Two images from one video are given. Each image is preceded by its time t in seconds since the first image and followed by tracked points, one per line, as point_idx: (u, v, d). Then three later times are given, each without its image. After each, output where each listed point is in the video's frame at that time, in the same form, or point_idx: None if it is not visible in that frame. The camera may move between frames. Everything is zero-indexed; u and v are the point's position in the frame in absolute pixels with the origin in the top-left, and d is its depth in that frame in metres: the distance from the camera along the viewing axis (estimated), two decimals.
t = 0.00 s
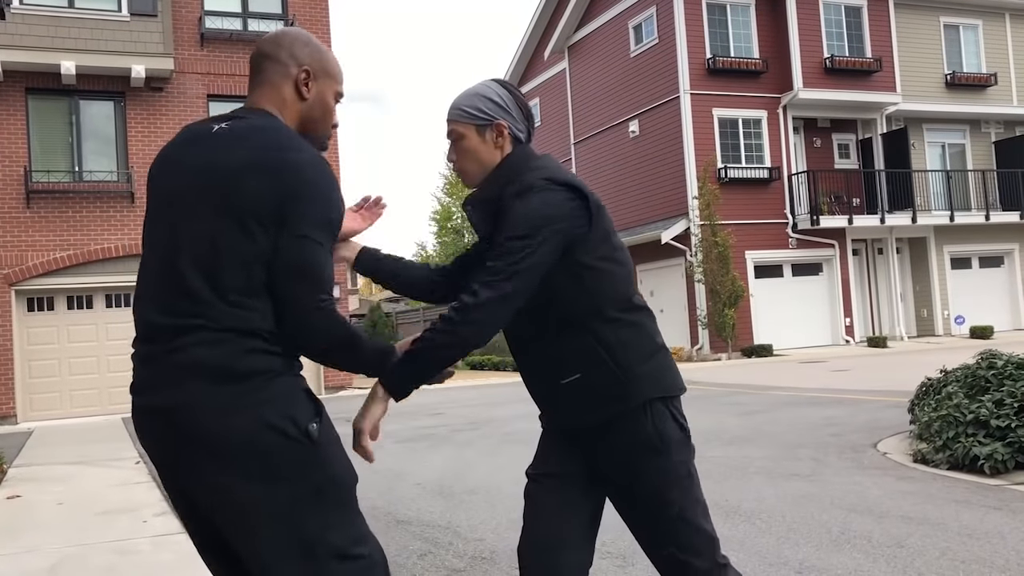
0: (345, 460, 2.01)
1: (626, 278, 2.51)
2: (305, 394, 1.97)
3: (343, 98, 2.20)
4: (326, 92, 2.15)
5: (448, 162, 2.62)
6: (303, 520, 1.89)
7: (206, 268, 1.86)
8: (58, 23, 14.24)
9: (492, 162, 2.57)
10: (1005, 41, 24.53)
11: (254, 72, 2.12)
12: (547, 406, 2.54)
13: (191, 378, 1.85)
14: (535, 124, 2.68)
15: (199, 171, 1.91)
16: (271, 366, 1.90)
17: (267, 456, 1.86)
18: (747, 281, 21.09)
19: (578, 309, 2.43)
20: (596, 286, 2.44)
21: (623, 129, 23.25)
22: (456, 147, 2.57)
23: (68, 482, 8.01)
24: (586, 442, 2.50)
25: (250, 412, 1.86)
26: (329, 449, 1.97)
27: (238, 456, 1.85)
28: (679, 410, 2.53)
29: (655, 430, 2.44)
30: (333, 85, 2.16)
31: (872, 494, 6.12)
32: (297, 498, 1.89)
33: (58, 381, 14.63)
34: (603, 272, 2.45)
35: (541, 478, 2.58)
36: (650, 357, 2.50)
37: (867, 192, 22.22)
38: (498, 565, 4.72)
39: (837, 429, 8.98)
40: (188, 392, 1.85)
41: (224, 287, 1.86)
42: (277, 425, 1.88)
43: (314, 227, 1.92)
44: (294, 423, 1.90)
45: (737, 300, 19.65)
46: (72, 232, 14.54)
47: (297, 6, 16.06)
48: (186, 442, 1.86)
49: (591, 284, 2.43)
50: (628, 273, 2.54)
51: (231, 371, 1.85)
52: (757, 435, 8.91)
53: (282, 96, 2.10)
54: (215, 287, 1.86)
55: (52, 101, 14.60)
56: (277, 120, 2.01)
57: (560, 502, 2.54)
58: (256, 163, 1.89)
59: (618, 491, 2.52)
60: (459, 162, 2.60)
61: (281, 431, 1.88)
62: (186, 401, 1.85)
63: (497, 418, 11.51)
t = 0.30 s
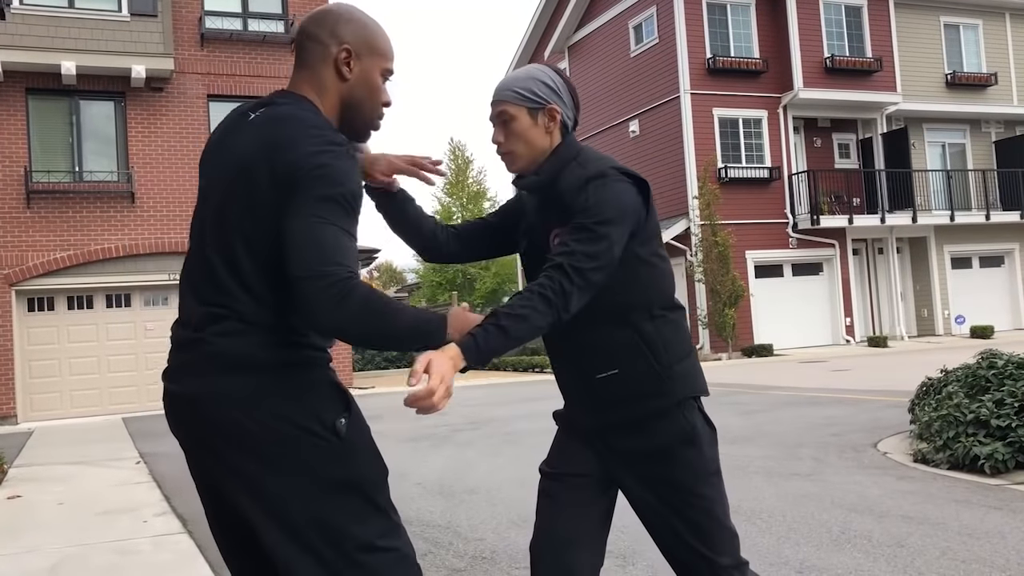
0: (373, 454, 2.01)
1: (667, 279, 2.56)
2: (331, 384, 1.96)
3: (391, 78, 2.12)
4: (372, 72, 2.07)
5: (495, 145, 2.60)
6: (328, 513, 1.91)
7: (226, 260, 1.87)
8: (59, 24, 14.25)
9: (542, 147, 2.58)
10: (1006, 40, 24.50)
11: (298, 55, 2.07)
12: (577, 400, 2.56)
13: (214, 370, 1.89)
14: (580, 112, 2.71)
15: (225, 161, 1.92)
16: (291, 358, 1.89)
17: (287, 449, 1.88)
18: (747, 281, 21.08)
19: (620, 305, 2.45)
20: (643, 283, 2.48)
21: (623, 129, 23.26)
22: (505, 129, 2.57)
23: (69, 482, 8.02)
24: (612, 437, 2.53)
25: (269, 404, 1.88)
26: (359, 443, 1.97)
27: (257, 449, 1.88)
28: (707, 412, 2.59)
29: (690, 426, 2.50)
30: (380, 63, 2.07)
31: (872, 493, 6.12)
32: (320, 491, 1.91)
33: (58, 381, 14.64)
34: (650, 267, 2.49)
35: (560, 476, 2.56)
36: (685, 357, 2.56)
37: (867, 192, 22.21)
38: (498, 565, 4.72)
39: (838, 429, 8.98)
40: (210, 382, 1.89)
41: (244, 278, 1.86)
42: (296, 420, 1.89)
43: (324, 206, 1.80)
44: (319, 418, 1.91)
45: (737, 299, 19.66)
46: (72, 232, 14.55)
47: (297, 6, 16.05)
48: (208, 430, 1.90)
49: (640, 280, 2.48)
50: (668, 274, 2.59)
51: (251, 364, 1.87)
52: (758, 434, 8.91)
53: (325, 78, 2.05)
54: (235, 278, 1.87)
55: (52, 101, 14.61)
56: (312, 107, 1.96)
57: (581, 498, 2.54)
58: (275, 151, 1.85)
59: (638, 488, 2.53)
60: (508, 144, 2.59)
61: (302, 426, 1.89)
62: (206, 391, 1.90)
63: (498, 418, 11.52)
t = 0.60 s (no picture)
0: (392, 452, 1.99)
1: (712, 283, 2.57)
2: (351, 379, 1.93)
3: (424, 54, 2.03)
4: (397, 48, 1.98)
5: (559, 126, 2.61)
6: (340, 509, 1.92)
7: (248, 251, 1.93)
8: (60, 24, 14.27)
9: (606, 132, 2.58)
10: (1006, 41, 24.48)
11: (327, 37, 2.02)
12: (608, 393, 2.55)
13: (236, 361, 1.97)
14: (644, 97, 2.71)
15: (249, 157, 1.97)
16: (302, 349, 1.90)
17: (295, 441, 1.91)
18: (747, 281, 21.09)
19: (668, 301, 2.46)
20: (688, 282, 2.48)
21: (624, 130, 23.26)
22: (571, 111, 2.57)
23: (71, 482, 8.03)
24: (640, 434, 2.51)
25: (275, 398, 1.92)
26: (376, 439, 1.95)
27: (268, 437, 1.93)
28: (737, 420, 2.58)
29: (721, 426, 2.48)
30: (409, 39, 1.98)
31: (873, 494, 6.11)
32: (331, 485, 1.92)
33: (60, 381, 14.66)
34: (700, 267, 2.51)
35: (582, 472, 2.54)
36: (723, 361, 2.55)
37: (868, 192, 22.19)
38: (499, 565, 4.71)
39: (839, 429, 8.98)
40: (232, 371, 1.98)
41: (260, 271, 1.90)
42: (304, 414, 1.91)
43: (321, 192, 1.77)
44: (333, 413, 1.91)
45: (738, 300, 19.65)
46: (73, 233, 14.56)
47: (298, 6, 16.04)
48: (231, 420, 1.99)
49: (687, 279, 2.48)
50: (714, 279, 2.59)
51: (263, 355, 1.92)
52: (759, 434, 8.91)
53: (349, 61, 1.99)
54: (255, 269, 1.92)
55: (54, 102, 14.62)
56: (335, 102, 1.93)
57: (604, 495, 2.52)
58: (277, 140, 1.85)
59: (663, 489, 2.50)
60: (572, 126, 2.59)
61: (308, 420, 1.90)
62: (229, 381, 1.97)
63: (499, 418, 11.53)
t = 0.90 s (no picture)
0: (393, 453, 1.98)
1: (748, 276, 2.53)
2: (349, 381, 1.92)
3: (436, 45, 1.99)
4: (409, 39, 1.95)
5: (592, 126, 2.58)
6: (341, 512, 1.92)
7: (256, 250, 1.95)
8: (60, 25, 14.28)
9: (639, 132, 2.56)
10: (1007, 42, 24.48)
11: (336, 35, 2.00)
12: (641, 390, 2.51)
13: (240, 358, 2.00)
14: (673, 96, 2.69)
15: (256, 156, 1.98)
16: (301, 348, 1.90)
17: (292, 442, 1.93)
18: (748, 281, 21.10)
19: (705, 294, 2.40)
20: (724, 275, 2.42)
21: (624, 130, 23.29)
22: (604, 109, 2.55)
23: (73, 483, 8.04)
24: (671, 431, 2.46)
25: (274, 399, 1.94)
26: (374, 441, 1.94)
27: (269, 437, 1.95)
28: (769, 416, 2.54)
29: (751, 422, 2.44)
30: (420, 29, 1.95)
31: (873, 494, 6.13)
32: (329, 487, 1.92)
33: (61, 382, 14.67)
34: (735, 259, 2.45)
35: (611, 472, 2.51)
36: (760, 354, 2.51)
37: (868, 192, 22.20)
38: (500, 565, 4.73)
39: (839, 429, 9.00)
40: (238, 371, 2.01)
41: (265, 268, 1.93)
42: (302, 415, 1.91)
43: (314, 187, 1.77)
44: (328, 415, 1.90)
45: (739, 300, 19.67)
46: (73, 234, 14.57)
47: (299, 7, 16.06)
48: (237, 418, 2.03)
49: (724, 270, 2.42)
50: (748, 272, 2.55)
51: (264, 354, 1.95)
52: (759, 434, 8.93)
53: (361, 58, 1.98)
54: (261, 269, 1.95)
55: (55, 103, 14.63)
56: (334, 101, 1.96)
57: (632, 495, 2.49)
58: (274, 138, 1.84)
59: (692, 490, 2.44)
60: (606, 125, 2.57)
61: (304, 422, 1.91)
62: (234, 379, 2.02)
63: (500, 419, 11.54)
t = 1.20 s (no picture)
0: (425, 453, 1.95)
1: (774, 282, 2.51)
2: (378, 379, 1.91)
3: (466, 48, 2.04)
4: (442, 42, 1.99)
5: (613, 133, 2.57)
6: (375, 511, 1.89)
7: (287, 245, 1.95)
8: (59, 24, 14.27)
9: (660, 140, 2.54)
10: (1008, 41, 24.45)
11: (368, 37, 2.03)
12: (670, 395, 2.52)
13: (268, 353, 1.99)
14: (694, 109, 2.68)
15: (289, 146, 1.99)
16: (334, 338, 1.90)
17: (319, 439, 1.91)
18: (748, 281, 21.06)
19: (729, 298, 2.40)
20: (748, 278, 2.42)
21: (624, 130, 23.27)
22: (625, 117, 2.54)
23: (73, 483, 8.02)
24: (695, 436, 2.45)
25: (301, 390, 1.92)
26: (405, 438, 1.91)
27: (298, 435, 1.93)
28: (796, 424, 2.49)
29: (775, 427, 2.40)
30: (451, 32, 2.00)
31: (874, 494, 6.12)
32: (362, 486, 1.89)
33: (61, 382, 14.66)
34: (761, 264, 2.45)
35: (641, 478, 2.51)
36: (786, 361, 2.48)
37: (869, 192, 22.18)
38: (500, 565, 4.72)
39: (840, 429, 8.99)
40: (265, 369, 1.99)
41: (297, 259, 1.92)
42: (332, 412, 1.89)
43: (353, 156, 1.78)
44: (360, 415, 1.88)
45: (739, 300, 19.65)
46: (74, 234, 14.55)
47: (300, 7, 16.05)
48: (262, 414, 2.01)
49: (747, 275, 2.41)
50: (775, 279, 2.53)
51: (295, 348, 1.93)
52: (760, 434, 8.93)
53: (394, 58, 2.00)
54: (291, 262, 1.95)
55: (55, 102, 14.61)
56: (368, 92, 1.96)
57: (663, 501, 2.48)
58: (307, 124, 1.85)
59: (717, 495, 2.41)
60: (628, 133, 2.55)
61: (332, 419, 1.89)
62: (261, 379, 2.00)
63: (501, 419, 11.54)
